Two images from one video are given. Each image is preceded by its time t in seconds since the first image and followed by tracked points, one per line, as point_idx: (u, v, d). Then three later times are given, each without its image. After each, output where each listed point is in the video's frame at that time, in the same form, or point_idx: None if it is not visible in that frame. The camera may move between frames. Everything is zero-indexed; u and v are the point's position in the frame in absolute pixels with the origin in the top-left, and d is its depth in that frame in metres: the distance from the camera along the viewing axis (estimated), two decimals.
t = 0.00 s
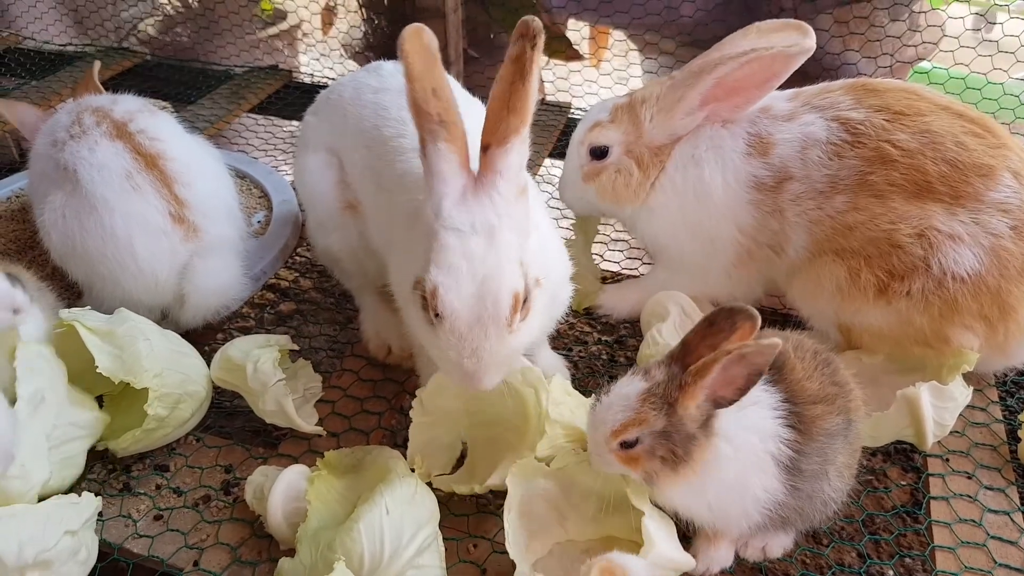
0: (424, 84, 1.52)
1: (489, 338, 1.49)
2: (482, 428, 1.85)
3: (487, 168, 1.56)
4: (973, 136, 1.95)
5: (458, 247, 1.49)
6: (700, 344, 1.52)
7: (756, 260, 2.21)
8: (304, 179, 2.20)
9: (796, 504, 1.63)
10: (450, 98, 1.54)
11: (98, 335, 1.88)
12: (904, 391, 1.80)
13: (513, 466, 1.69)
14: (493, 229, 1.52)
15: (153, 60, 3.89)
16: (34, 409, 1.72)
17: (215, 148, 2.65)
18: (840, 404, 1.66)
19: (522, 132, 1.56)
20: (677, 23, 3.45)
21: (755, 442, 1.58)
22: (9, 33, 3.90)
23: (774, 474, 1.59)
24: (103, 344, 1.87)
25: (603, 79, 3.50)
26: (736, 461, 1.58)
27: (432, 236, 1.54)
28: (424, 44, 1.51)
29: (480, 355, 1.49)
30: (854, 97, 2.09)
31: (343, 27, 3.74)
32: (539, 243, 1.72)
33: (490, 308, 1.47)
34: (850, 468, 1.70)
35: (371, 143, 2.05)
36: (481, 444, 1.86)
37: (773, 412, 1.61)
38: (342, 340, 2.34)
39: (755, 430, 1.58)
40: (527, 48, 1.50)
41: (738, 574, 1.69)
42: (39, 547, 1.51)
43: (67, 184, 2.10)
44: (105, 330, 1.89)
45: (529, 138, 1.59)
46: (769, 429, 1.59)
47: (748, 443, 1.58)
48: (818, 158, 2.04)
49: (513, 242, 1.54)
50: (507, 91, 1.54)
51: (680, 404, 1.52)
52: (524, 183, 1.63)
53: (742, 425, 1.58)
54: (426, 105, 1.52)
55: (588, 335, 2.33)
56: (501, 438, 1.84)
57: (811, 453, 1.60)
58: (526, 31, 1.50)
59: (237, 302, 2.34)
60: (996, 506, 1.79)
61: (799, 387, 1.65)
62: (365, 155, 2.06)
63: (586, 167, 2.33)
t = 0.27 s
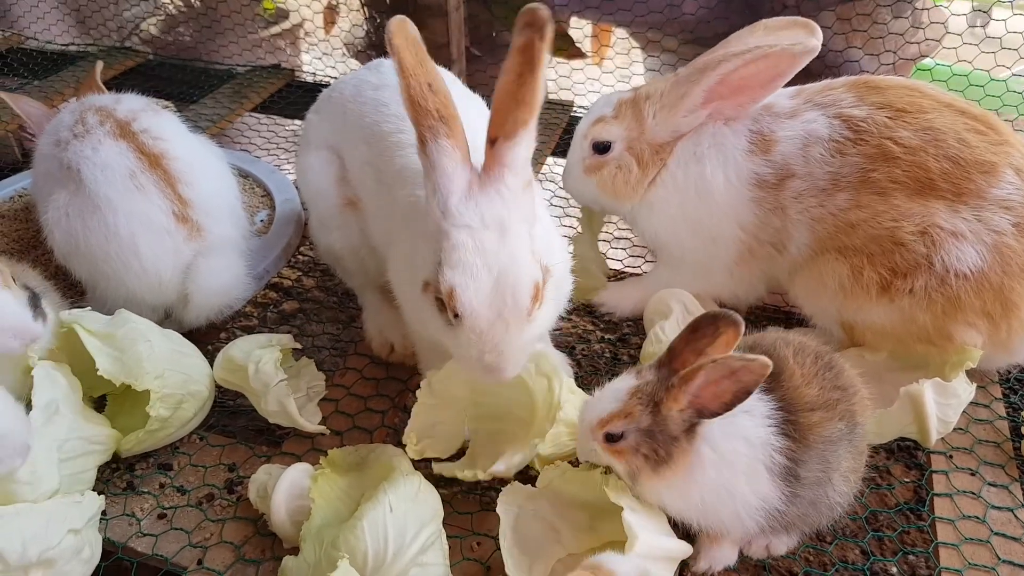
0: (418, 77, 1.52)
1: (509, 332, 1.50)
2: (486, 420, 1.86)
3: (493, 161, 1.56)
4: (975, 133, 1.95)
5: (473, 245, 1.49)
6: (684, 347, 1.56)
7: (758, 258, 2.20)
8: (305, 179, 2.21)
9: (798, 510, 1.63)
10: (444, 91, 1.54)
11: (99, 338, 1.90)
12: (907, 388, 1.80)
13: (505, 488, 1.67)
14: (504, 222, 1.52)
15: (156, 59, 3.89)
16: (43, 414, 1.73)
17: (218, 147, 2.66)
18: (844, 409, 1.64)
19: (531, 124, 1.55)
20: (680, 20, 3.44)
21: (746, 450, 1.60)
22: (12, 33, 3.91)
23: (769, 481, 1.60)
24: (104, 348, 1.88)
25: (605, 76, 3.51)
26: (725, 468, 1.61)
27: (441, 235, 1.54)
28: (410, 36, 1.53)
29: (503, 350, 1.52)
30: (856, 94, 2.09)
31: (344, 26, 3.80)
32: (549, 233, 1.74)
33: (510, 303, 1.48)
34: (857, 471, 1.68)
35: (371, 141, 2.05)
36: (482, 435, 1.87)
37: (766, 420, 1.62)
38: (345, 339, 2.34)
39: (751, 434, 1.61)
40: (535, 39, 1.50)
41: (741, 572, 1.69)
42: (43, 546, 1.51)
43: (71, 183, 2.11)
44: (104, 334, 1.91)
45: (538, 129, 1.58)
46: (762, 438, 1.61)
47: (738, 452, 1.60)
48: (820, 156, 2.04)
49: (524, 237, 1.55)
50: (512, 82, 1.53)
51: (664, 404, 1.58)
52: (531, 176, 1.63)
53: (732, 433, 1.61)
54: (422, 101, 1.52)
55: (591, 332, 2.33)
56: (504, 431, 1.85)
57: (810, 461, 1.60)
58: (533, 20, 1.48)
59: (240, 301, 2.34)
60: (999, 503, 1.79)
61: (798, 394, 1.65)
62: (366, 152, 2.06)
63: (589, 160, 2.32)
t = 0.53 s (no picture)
0: (421, 77, 1.52)
1: (527, 325, 1.50)
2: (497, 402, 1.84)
3: (494, 154, 1.57)
4: (977, 128, 1.94)
5: (479, 243, 1.48)
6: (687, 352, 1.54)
7: (761, 255, 2.20)
8: (305, 179, 2.21)
9: (801, 507, 1.63)
10: (447, 91, 1.54)
11: (102, 339, 1.90)
12: (912, 385, 1.79)
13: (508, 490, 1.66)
14: (509, 216, 1.52)
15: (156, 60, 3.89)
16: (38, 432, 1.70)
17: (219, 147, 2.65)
18: (845, 406, 1.63)
19: (529, 113, 1.58)
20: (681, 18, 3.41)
21: (746, 449, 1.60)
22: (12, 35, 3.91)
23: (771, 479, 1.60)
24: (108, 349, 1.88)
25: (606, 75, 3.51)
26: (726, 467, 1.61)
27: (447, 237, 1.53)
28: (415, 33, 1.54)
29: (524, 344, 1.51)
30: (857, 91, 2.08)
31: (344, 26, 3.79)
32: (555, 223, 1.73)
33: (523, 297, 1.48)
34: (860, 468, 1.68)
35: (373, 140, 2.04)
36: (488, 417, 1.87)
37: (766, 419, 1.62)
38: (348, 338, 2.34)
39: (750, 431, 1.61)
40: (528, 32, 1.53)
41: (746, 570, 1.68)
42: (47, 548, 1.51)
43: (73, 184, 2.11)
44: (108, 335, 1.91)
45: (536, 118, 1.60)
46: (762, 436, 1.61)
47: (738, 451, 1.60)
48: (823, 153, 2.03)
49: (530, 229, 1.54)
50: (511, 74, 1.56)
51: (665, 407, 1.58)
52: (534, 167, 1.64)
53: (731, 431, 1.61)
54: (424, 101, 1.52)
55: (594, 330, 2.33)
56: (509, 419, 1.84)
57: (811, 458, 1.60)
58: (525, 15, 1.52)
59: (242, 301, 2.34)
60: (1005, 499, 1.78)
61: (800, 392, 1.64)
62: (366, 151, 2.05)
63: (591, 160, 2.33)
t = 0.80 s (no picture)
0: (416, 84, 1.52)
1: (542, 321, 1.48)
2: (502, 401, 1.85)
3: (495, 152, 1.58)
4: (984, 128, 1.94)
5: (485, 243, 1.49)
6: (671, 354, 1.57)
7: (765, 253, 2.20)
8: (311, 177, 2.21)
9: (798, 507, 1.63)
10: (444, 95, 1.54)
11: (108, 332, 1.91)
12: (915, 384, 1.79)
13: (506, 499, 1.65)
14: (514, 214, 1.52)
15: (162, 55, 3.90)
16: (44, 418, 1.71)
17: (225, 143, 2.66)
18: (844, 406, 1.63)
19: (526, 108, 1.59)
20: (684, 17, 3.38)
21: (740, 448, 1.61)
22: (18, 29, 3.92)
23: (765, 479, 1.61)
24: (112, 343, 1.89)
25: (611, 72, 3.55)
26: (720, 466, 1.62)
27: (456, 240, 1.53)
28: (411, 40, 1.54)
29: (541, 337, 1.49)
30: (863, 90, 2.08)
31: (349, 22, 3.80)
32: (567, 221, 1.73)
33: (534, 292, 1.47)
34: (861, 467, 1.68)
35: (379, 136, 2.05)
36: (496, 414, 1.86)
37: (760, 418, 1.62)
38: (351, 334, 2.34)
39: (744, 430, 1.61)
40: (522, 30, 1.55)
41: (748, 568, 1.69)
42: (52, 539, 1.52)
43: (79, 177, 2.11)
44: (113, 328, 1.91)
45: (534, 112, 1.61)
46: (755, 436, 1.61)
47: (730, 451, 1.61)
48: (828, 151, 2.03)
49: (539, 224, 1.54)
50: (504, 72, 1.57)
51: (654, 409, 1.59)
52: (536, 163, 1.65)
53: (723, 430, 1.62)
54: (422, 109, 1.53)
55: (597, 327, 2.33)
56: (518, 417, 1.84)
57: (808, 458, 1.60)
58: (519, 14, 1.54)
59: (247, 296, 2.35)
60: (1008, 499, 1.78)
61: (798, 391, 1.64)
62: (373, 147, 2.05)
63: (597, 159, 2.31)
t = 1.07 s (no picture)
0: (419, 83, 1.53)
1: (544, 317, 1.48)
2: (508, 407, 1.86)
3: (501, 149, 1.58)
4: (990, 124, 1.93)
5: (490, 238, 1.49)
6: (670, 350, 1.56)
7: (770, 249, 2.19)
8: (317, 170, 2.21)
9: (800, 502, 1.63)
10: (447, 93, 1.55)
11: (113, 323, 1.92)
12: (920, 381, 1.79)
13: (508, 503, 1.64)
14: (520, 211, 1.52)
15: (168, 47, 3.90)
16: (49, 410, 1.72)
17: (231, 134, 2.66)
18: (845, 402, 1.62)
19: (529, 104, 1.60)
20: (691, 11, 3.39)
21: (741, 444, 1.61)
22: (25, 21, 3.93)
23: (766, 475, 1.61)
24: (117, 333, 1.90)
25: (617, 68, 3.52)
26: (719, 462, 1.62)
27: (461, 235, 1.54)
28: (412, 38, 1.54)
29: (540, 336, 1.49)
30: (870, 85, 2.07)
31: (356, 15, 3.79)
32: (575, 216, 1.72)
33: (537, 290, 1.46)
34: (863, 463, 1.68)
35: (385, 128, 2.05)
36: (502, 414, 1.87)
37: (760, 414, 1.62)
38: (356, 327, 2.35)
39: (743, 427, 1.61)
40: (522, 22, 1.55)
41: (750, 563, 1.68)
42: (55, 529, 1.52)
43: (85, 168, 2.12)
44: (118, 318, 1.92)
45: (538, 109, 1.62)
46: (755, 432, 1.61)
47: (729, 447, 1.61)
48: (834, 147, 2.02)
49: (544, 220, 1.54)
50: (507, 68, 1.58)
51: (653, 406, 1.60)
52: (542, 159, 1.65)
53: (723, 426, 1.61)
54: (425, 106, 1.54)
55: (602, 322, 2.32)
56: (522, 417, 1.84)
57: (808, 454, 1.60)
58: (520, 7, 1.55)
59: (252, 288, 2.35)
60: (1011, 497, 1.77)
61: (798, 387, 1.63)
62: (380, 140, 2.05)
63: (605, 152, 2.30)
